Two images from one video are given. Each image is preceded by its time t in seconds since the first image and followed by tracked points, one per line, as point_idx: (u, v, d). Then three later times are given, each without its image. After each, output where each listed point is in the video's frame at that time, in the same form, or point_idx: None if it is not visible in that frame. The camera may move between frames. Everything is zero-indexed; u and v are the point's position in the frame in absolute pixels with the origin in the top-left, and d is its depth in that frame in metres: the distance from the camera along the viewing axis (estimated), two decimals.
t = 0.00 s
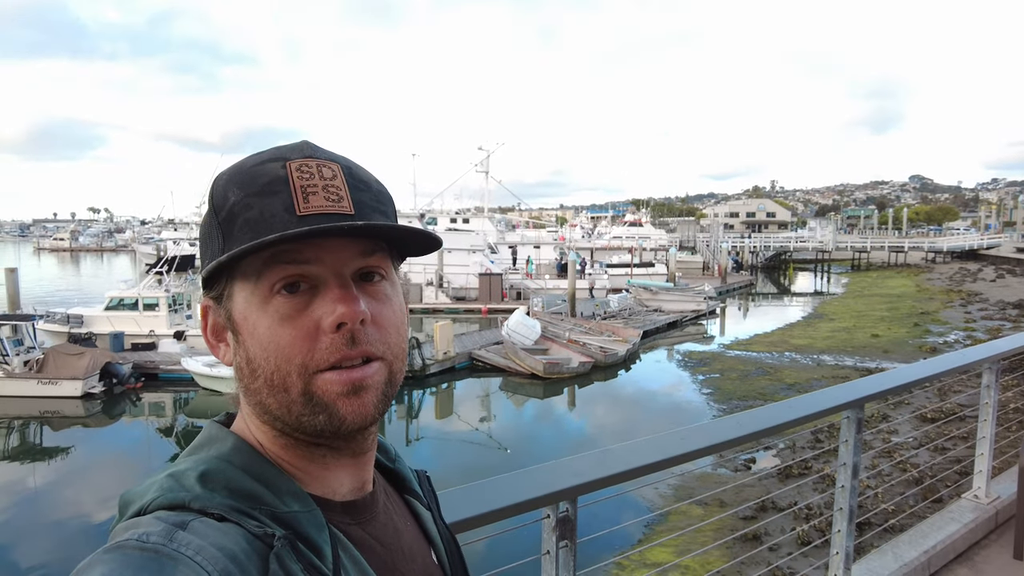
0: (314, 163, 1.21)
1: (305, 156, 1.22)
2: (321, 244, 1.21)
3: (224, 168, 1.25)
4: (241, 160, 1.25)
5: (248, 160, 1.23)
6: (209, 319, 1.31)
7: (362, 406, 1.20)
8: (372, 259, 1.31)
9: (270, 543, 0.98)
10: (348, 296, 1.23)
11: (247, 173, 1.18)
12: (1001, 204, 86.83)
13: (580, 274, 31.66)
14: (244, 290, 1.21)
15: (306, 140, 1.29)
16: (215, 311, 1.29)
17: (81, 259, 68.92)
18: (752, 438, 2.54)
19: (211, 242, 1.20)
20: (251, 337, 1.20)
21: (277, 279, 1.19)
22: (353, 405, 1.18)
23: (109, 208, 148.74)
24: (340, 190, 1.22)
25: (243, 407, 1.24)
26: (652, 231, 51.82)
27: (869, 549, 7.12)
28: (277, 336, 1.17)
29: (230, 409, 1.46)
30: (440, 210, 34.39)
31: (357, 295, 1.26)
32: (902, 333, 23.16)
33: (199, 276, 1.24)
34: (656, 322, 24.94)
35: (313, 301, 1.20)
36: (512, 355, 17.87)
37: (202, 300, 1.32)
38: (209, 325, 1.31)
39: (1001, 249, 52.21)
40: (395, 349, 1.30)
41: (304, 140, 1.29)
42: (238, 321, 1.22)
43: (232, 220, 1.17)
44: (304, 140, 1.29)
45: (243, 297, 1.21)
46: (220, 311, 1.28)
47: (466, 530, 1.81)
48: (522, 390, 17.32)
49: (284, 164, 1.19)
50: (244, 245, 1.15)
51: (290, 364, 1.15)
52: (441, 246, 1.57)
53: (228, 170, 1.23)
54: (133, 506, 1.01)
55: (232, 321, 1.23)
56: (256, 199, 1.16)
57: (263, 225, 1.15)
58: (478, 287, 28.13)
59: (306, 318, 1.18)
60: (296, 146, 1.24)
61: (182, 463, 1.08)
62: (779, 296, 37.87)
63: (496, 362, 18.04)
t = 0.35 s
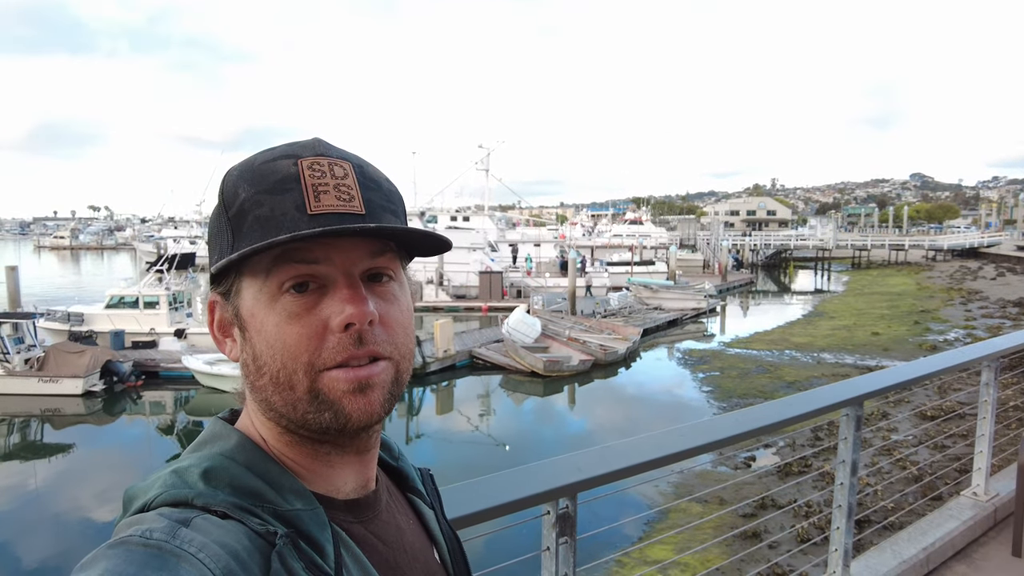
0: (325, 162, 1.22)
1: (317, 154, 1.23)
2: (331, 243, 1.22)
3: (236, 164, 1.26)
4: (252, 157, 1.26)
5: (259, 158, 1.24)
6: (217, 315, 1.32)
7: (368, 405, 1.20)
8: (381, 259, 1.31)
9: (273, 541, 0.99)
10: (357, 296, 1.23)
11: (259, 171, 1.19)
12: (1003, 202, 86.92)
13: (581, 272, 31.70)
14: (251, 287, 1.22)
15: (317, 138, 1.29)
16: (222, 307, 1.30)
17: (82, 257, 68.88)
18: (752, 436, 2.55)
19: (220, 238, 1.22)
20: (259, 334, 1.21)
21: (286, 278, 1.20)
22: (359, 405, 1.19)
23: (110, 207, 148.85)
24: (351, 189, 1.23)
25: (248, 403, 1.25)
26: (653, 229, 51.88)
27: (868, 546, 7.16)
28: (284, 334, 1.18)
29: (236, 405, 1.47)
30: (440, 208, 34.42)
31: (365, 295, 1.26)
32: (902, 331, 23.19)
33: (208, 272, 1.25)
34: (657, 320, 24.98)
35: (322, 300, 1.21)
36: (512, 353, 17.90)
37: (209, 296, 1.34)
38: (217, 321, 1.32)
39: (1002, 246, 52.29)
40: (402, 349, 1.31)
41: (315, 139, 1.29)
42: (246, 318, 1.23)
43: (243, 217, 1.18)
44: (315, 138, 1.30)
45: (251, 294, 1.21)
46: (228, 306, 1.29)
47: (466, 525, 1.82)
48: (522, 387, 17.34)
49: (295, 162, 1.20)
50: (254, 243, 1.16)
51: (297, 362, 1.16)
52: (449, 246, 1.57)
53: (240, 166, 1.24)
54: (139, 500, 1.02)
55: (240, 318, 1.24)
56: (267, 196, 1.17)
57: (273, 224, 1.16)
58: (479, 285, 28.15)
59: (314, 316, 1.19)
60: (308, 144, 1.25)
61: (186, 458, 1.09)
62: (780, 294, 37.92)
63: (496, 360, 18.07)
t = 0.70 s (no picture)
0: (324, 159, 1.22)
1: (316, 152, 1.23)
2: (329, 241, 1.22)
3: (233, 161, 1.25)
4: (250, 153, 1.25)
5: (258, 155, 1.23)
6: (213, 312, 1.32)
7: (367, 406, 1.21)
8: (378, 258, 1.32)
9: (267, 540, 0.99)
10: (355, 295, 1.23)
11: (256, 168, 1.19)
12: (1002, 200, 86.94)
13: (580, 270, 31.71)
14: (248, 285, 1.21)
15: (317, 135, 1.29)
16: (218, 304, 1.30)
17: (82, 254, 68.82)
18: (749, 434, 2.55)
19: (217, 234, 1.21)
20: (255, 332, 1.20)
21: (284, 277, 1.20)
22: (357, 404, 1.19)
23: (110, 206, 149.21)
24: (349, 187, 1.23)
25: (246, 401, 1.25)
26: (652, 227, 51.95)
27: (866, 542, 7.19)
28: (282, 333, 1.18)
29: (231, 403, 1.47)
30: (440, 207, 34.43)
31: (364, 295, 1.27)
32: (901, 329, 23.24)
33: (205, 270, 1.25)
34: (656, 318, 25.03)
35: (319, 298, 1.21)
36: (511, 351, 17.94)
37: (205, 293, 1.33)
38: (213, 318, 1.31)
39: (1001, 244, 52.41)
40: (399, 350, 1.31)
41: (315, 136, 1.29)
42: (243, 317, 1.22)
43: (240, 215, 1.18)
44: (314, 135, 1.29)
45: (249, 291, 1.21)
46: (225, 303, 1.28)
47: (461, 523, 1.82)
48: (521, 385, 17.36)
49: (294, 159, 1.19)
50: (251, 242, 1.16)
51: (295, 362, 1.16)
52: (447, 247, 1.57)
53: (237, 163, 1.23)
54: (133, 499, 1.02)
55: (237, 316, 1.24)
56: (265, 193, 1.17)
57: (271, 222, 1.16)
58: (478, 283, 28.15)
59: (312, 315, 1.19)
60: (307, 142, 1.25)
61: (181, 456, 1.09)
62: (779, 291, 37.98)
63: (496, 358, 18.08)
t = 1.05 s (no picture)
0: (326, 153, 1.21)
1: (318, 145, 1.22)
2: (331, 235, 1.22)
3: (235, 152, 1.25)
4: (253, 146, 1.25)
5: (260, 148, 1.23)
6: (214, 305, 1.31)
7: (367, 398, 1.20)
8: (379, 252, 1.31)
9: (268, 531, 0.99)
10: (357, 289, 1.23)
11: (258, 161, 1.18)
12: (1003, 198, 86.94)
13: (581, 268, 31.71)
14: (250, 278, 1.21)
15: (318, 128, 1.28)
16: (219, 297, 1.30)
17: (82, 254, 68.93)
18: (747, 432, 2.55)
19: (219, 227, 1.21)
20: (256, 325, 1.20)
21: (285, 270, 1.19)
22: (357, 398, 1.19)
23: (110, 205, 149.31)
24: (352, 181, 1.22)
25: (246, 393, 1.24)
26: (653, 225, 51.94)
27: (866, 541, 7.20)
28: (283, 326, 1.17)
29: (231, 396, 1.46)
30: (440, 205, 34.44)
31: (365, 288, 1.26)
32: (902, 328, 23.25)
33: (206, 262, 1.25)
34: (657, 317, 25.05)
35: (321, 291, 1.20)
36: (512, 349, 17.95)
37: (205, 286, 1.32)
38: (213, 311, 1.31)
39: (1002, 242, 52.45)
40: (400, 342, 1.31)
41: (316, 129, 1.28)
42: (244, 309, 1.22)
43: (242, 208, 1.17)
44: (316, 129, 1.28)
45: (250, 284, 1.21)
46: (225, 296, 1.28)
47: (460, 519, 1.82)
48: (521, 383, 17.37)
49: (296, 153, 1.19)
50: (253, 235, 1.15)
51: (296, 353, 1.16)
52: (449, 240, 1.57)
53: (239, 156, 1.23)
54: (133, 490, 1.02)
55: (238, 308, 1.23)
56: (266, 186, 1.16)
57: (273, 215, 1.15)
58: (479, 282, 28.15)
59: (313, 309, 1.18)
60: (309, 136, 1.24)
61: (181, 449, 1.09)
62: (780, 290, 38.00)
63: (496, 357, 18.08)
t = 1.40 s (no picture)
0: (333, 147, 1.20)
1: (325, 139, 1.21)
2: (334, 229, 1.21)
3: (241, 142, 1.24)
4: (259, 137, 1.24)
5: (267, 138, 1.22)
6: (213, 295, 1.30)
7: (364, 393, 1.20)
8: (383, 248, 1.31)
9: (259, 525, 0.99)
10: (359, 284, 1.23)
11: (265, 152, 1.17)
12: (1004, 198, 86.92)
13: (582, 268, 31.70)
14: (251, 269, 1.20)
15: (325, 123, 1.28)
16: (219, 287, 1.29)
17: (82, 253, 68.90)
18: (747, 430, 2.54)
19: (222, 217, 1.20)
20: (256, 316, 1.19)
21: (288, 262, 1.19)
22: (354, 393, 1.18)
23: (111, 206, 149.48)
24: (358, 176, 1.22)
25: (242, 384, 1.24)
26: (654, 225, 51.94)
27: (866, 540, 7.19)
28: (284, 319, 1.17)
29: (226, 388, 1.46)
30: (441, 206, 34.43)
31: (367, 284, 1.26)
32: (903, 327, 23.22)
33: (209, 251, 1.24)
34: (658, 317, 25.04)
35: (322, 286, 1.20)
36: (512, 349, 17.95)
37: (206, 275, 1.32)
38: (213, 301, 1.30)
39: (1003, 242, 52.42)
40: (399, 339, 1.30)
41: (324, 123, 1.28)
42: (244, 300, 1.22)
43: (247, 198, 1.16)
44: (324, 122, 1.28)
45: (251, 275, 1.20)
46: (225, 287, 1.27)
47: (459, 517, 1.82)
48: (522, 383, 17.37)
49: (302, 145, 1.18)
50: (256, 226, 1.15)
51: (296, 347, 1.15)
52: (451, 239, 1.56)
53: (245, 147, 1.22)
54: (125, 482, 1.02)
55: (238, 300, 1.23)
56: (272, 177, 1.16)
57: (278, 208, 1.15)
58: (479, 282, 28.14)
59: (314, 303, 1.18)
60: (316, 129, 1.23)
61: (174, 440, 1.08)
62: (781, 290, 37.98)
63: (497, 357, 18.05)
